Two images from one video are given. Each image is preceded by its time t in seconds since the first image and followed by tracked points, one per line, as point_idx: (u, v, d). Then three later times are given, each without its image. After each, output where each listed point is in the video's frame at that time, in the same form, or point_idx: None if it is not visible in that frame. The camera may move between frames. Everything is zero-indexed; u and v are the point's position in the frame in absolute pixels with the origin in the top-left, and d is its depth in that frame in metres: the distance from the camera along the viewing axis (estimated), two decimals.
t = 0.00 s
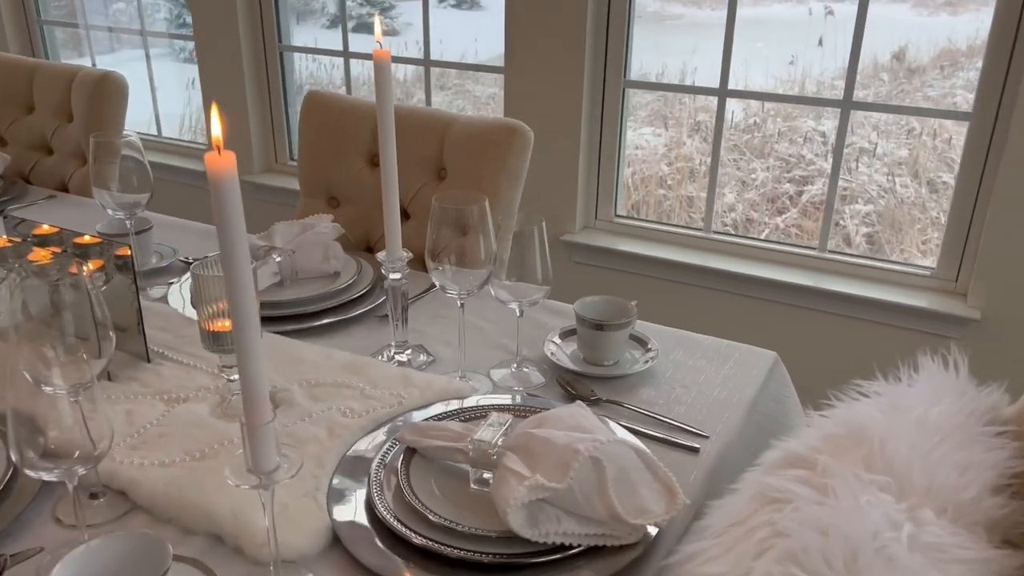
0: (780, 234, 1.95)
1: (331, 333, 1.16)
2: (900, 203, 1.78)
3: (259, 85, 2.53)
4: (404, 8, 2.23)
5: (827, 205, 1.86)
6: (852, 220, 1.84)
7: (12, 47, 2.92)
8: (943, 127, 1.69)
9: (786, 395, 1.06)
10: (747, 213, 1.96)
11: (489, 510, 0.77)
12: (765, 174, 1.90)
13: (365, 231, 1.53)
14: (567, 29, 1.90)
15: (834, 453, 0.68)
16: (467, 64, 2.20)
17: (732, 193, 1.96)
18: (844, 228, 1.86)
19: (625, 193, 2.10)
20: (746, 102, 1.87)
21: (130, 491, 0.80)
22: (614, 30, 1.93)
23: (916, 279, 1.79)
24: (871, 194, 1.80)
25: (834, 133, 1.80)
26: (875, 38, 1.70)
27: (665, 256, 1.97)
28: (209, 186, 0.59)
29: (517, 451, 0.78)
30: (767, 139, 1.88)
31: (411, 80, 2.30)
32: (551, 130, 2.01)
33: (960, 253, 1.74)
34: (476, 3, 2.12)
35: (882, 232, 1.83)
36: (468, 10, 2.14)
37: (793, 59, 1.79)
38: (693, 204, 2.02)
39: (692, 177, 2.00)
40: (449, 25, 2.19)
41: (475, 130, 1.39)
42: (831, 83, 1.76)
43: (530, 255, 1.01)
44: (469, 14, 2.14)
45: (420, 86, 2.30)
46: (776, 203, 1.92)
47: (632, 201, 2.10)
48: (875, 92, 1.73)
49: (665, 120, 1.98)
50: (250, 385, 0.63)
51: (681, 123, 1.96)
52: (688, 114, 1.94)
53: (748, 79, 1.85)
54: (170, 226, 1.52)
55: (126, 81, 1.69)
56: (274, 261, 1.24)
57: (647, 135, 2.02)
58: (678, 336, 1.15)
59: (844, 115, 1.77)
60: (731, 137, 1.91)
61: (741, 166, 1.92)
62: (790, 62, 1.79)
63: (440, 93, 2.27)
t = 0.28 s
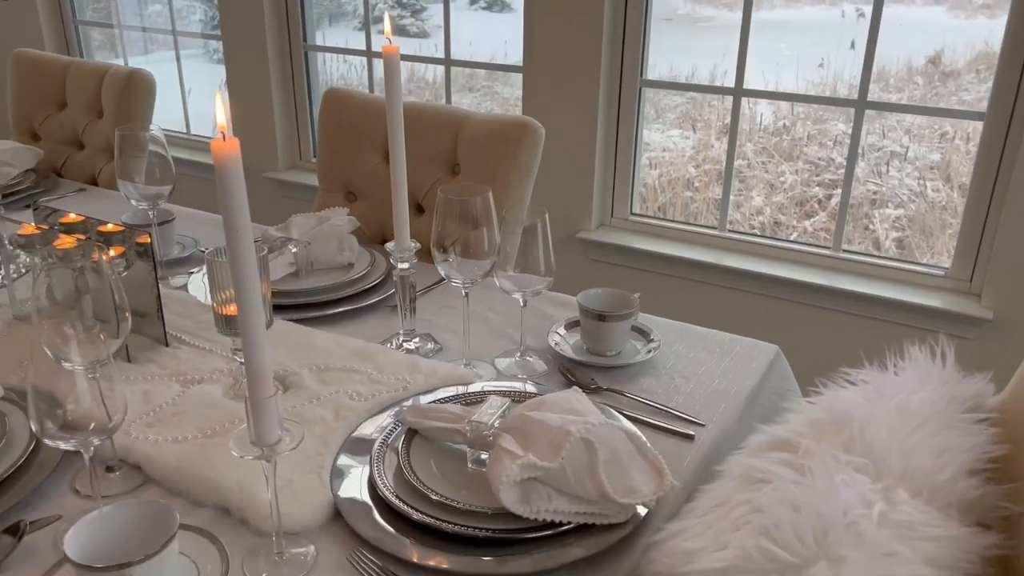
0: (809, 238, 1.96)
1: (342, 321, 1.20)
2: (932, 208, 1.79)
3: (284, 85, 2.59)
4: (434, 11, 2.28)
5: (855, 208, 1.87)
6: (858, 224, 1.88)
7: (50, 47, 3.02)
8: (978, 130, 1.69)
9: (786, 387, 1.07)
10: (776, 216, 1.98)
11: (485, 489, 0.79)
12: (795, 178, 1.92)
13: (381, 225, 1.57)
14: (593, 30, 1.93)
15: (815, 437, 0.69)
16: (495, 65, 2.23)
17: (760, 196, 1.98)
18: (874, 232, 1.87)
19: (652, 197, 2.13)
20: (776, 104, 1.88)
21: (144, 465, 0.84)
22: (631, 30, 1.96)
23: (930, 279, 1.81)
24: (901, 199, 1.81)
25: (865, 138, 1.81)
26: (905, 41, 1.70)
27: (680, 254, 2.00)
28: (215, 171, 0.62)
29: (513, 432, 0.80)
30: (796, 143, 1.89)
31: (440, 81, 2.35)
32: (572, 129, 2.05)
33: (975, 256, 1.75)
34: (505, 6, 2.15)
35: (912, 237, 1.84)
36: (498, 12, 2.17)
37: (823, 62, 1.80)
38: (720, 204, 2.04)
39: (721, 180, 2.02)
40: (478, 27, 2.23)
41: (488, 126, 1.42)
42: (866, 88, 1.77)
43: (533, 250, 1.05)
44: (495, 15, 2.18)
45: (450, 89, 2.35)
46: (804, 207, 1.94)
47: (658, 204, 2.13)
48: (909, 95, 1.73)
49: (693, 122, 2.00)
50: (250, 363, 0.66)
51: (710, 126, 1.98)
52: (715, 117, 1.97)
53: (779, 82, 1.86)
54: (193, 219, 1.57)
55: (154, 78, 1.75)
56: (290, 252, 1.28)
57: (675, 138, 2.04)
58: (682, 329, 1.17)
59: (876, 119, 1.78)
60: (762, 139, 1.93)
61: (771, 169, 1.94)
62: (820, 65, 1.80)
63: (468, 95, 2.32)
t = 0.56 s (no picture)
0: (836, 242, 1.97)
1: (363, 312, 1.24)
2: (961, 212, 1.80)
3: (313, 87, 2.65)
4: (461, 15, 2.33)
5: (883, 213, 1.89)
6: (874, 226, 1.91)
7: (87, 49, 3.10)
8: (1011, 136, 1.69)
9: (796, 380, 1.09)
10: (803, 220, 2.00)
11: (495, 469, 0.82)
12: (822, 182, 1.94)
13: (402, 221, 1.61)
14: (617, 33, 1.97)
15: (813, 422, 0.72)
16: (521, 69, 2.27)
17: (787, 200, 2.00)
18: (902, 237, 1.88)
19: (677, 199, 2.16)
20: (805, 107, 1.90)
21: (171, 443, 0.89)
22: (651, 32, 1.99)
23: (947, 280, 1.83)
24: (931, 204, 1.82)
25: (893, 142, 1.82)
26: (931, 44, 1.72)
27: (698, 253, 2.04)
28: (239, 159, 0.66)
29: (521, 416, 0.83)
30: (824, 147, 1.91)
31: (466, 84, 2.39)
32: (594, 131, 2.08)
33: (992, 257, 1.77)
34: (532, 10, 2.19)
35: (941, 242, 1.85)
36: (525, 16, 2.21)
37: (851, 65, 1.82)
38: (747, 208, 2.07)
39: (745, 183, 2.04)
40: (504, 30, 2.26)
41: (507, 125, 1.46)
42: (898, 92, 1.78)
43: (547, 245, 1.08)
44: (521, 19, 2.22)
45: (476, 91, 2.39)
46: (831, 211, 1.95)
47: (684, 206, 2.16)
48: (941, 100, 1.74)
49: (720, 126, 2.03)
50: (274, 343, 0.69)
51: (737, 130, 2.01)
52: (741, 120, 1.99)
53: (808, 86, 1.88)
54: (220, 214, 1.62)
55: (185, 78, 1.80)
56: (314, 246, 1.32)
57: (701, 141, 2.07)
58: (693, 323, 1.19)
59: (905, 123, 1.80)
60: (789, 143, 1.95)
61: (798, 173, 1.96)
62: (848, 69, 1.82)
63: (495, 98, 2.36)
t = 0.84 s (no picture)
0: (862, 247, 1.99)
1: (389, 308, 1.28)
2: (991, 219, 1.81)
3: (342, 92, 2.71)
4: (489, 21, 2.37)
5: (913, 218, 1.90)
6: (897, 230, 1.93)
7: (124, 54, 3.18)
8: None
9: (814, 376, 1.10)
10: (831, 225, 2.02)
11: (515, 456, 0.85)
12: (851, 187, 1.95)
13: (428, 221, 1.65)
14: (643, 38, 1.99)
15: (822, 411, 0.76)
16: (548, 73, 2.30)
17: (814, 206, 2.02)
18: (932, 243, 1.89)
19: (704, 205, 2.19)
20: (834, 112, 1.92)
21: (206, 428, 0.93)
22: (675, 36, 2.02)
23: (969, 281, 1.84)
24: (960, 210, 1.84)
25: (924, 148, 1.84)
26: (960, 49, 1.73)
27: (720, 254, 2.06)
28: (275, 156, 0.70)
29: (541, 405, 0.87)
30: (853, 152, 1.93)
31: (492, 89, 2.43)
32: (618, 134, 2.11)
33: (1014, 260, 1.79)
34: (560, 16, 2.22)
35: (972, 248, 1.86)
36: (551, 22, 2.25)
37: (879, 70, 1.83)
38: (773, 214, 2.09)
39: (772, 189, 2.06)
40: (531, 36, 2.30)
41: (531, 127, 1.49)
42: (929, 96, 1.79)
43: (567, 243, 1.12)
44: (547, 24, 2.26)
45: (502, 96, 2.43)
46: (859, 217, 1.97)
47: (710, 211, 2.18)
48: (973, 105, 1.75)
49: (747, 130, 2.05)
50: (305, 330, 0.73)
51: (764, 134, 2.03)
52: (768, 124, 2.01)
53: (838, 91, 1.89)
54: (252, 213, 1.67)
55: (220, 82, 1.86)
56: (343, 244, 1.36)
57: (729, 146, 2.09)
58: (712, 321, 1.21)
59: (935, 128, 1.81)
60: (816, 148, 1.97)
61: (825, 178, 1.98)
62: (877, 74, 1.83)
63: (520, 103, 2.40)
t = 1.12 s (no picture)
0: (884, 253, 2.00)
1: (415, 311, 1.32)
2: (1015, 226, 1.82)
3: (367, 100, 2.76)
4: (510, 29, 2.41)
5: (936, 225, 1.91)
6: (918, 235, 1.94)
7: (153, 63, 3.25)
8: None
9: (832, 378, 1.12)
10: (853, 232, 2.03)
11: (538, 454, 0.88)
12: (873, 193, 1.97)
13: (452, 226, 1.68)
14: (664, 45, 2.02)
15: (838, 411, 0.79)
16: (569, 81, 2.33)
17: (836, 212, 2.04)
18: (955, 249, 1.90)
19: (725, 210, 2.20)
20: (856, 119, 1.93)
21: (241, 425, 0.96)
22: (694, 43, 2.05)
23: (989, 288, 1.86)
24: (985, 217, 1.85)
25: (948, 154, 1.84)
26: (983, 55, 1.74)
27: (740, 260, 2.09)
28: (311, 163, 0.73)
29: (563, 404, 0.89)
30: (875, 159, 1.94)
31: (513, 96, 2.47)
32: (640, 140, 2.13)
33: None
34: (581, 24, 2.25)
35: (996, 255, 1.86)
36: (573, 29, 2.28)
37: (901, 77, 1.84)
38: (794, 219, 2.11)
39: (793, 196, 2.08)
40: (553, 43, 2.33)
41: (553, 134, 1.52)
42: (952, 102, 1.80)
43: (589, 247, 1.14)
44: (569, 32, 2.29)
45: (523, 103, 2.46)
46: (882, 223, 1.98)
47: (731, 217, 2.20)
48: (998, 111, 1.76)
49: (769, 137, 2.07)
50: (338, 330, 0.76)
51: (785, 140, 2.04)
52: (790, 131, 2.03)
53: (860, 98, 1.91)
54: (280, 219, 1.71)
55: (250, 91, 1.90)
56: (369, 249, 1.39)
57: (750, 152, 2.11)
58: (732, 325, 1.23)
59: (958, 135, 1.82)
60: (838, 155, 1.98)
61: (847, 184, 1.99)
62: (899, 80, 1.85)
63: (541, 110, 2.43)
